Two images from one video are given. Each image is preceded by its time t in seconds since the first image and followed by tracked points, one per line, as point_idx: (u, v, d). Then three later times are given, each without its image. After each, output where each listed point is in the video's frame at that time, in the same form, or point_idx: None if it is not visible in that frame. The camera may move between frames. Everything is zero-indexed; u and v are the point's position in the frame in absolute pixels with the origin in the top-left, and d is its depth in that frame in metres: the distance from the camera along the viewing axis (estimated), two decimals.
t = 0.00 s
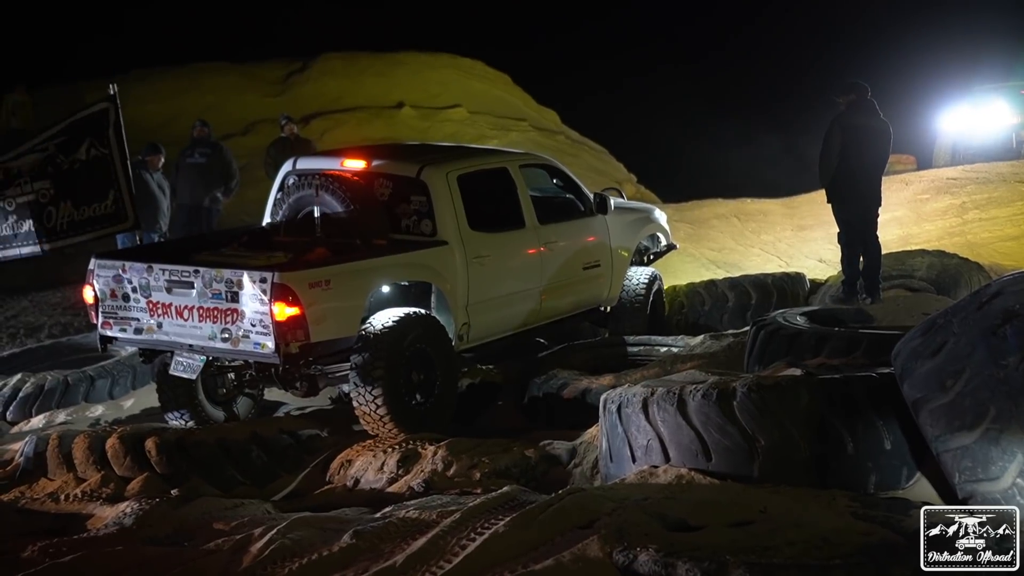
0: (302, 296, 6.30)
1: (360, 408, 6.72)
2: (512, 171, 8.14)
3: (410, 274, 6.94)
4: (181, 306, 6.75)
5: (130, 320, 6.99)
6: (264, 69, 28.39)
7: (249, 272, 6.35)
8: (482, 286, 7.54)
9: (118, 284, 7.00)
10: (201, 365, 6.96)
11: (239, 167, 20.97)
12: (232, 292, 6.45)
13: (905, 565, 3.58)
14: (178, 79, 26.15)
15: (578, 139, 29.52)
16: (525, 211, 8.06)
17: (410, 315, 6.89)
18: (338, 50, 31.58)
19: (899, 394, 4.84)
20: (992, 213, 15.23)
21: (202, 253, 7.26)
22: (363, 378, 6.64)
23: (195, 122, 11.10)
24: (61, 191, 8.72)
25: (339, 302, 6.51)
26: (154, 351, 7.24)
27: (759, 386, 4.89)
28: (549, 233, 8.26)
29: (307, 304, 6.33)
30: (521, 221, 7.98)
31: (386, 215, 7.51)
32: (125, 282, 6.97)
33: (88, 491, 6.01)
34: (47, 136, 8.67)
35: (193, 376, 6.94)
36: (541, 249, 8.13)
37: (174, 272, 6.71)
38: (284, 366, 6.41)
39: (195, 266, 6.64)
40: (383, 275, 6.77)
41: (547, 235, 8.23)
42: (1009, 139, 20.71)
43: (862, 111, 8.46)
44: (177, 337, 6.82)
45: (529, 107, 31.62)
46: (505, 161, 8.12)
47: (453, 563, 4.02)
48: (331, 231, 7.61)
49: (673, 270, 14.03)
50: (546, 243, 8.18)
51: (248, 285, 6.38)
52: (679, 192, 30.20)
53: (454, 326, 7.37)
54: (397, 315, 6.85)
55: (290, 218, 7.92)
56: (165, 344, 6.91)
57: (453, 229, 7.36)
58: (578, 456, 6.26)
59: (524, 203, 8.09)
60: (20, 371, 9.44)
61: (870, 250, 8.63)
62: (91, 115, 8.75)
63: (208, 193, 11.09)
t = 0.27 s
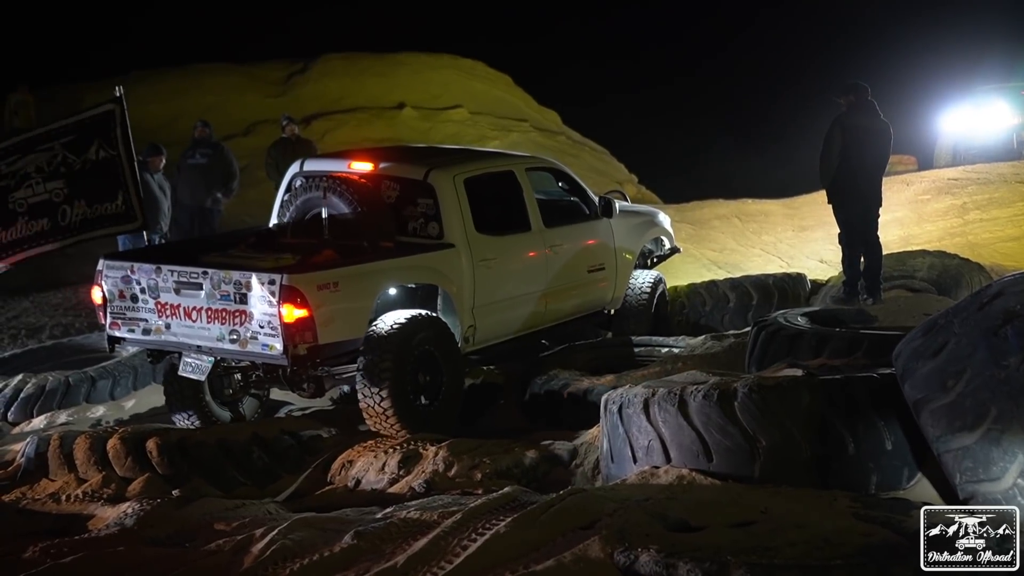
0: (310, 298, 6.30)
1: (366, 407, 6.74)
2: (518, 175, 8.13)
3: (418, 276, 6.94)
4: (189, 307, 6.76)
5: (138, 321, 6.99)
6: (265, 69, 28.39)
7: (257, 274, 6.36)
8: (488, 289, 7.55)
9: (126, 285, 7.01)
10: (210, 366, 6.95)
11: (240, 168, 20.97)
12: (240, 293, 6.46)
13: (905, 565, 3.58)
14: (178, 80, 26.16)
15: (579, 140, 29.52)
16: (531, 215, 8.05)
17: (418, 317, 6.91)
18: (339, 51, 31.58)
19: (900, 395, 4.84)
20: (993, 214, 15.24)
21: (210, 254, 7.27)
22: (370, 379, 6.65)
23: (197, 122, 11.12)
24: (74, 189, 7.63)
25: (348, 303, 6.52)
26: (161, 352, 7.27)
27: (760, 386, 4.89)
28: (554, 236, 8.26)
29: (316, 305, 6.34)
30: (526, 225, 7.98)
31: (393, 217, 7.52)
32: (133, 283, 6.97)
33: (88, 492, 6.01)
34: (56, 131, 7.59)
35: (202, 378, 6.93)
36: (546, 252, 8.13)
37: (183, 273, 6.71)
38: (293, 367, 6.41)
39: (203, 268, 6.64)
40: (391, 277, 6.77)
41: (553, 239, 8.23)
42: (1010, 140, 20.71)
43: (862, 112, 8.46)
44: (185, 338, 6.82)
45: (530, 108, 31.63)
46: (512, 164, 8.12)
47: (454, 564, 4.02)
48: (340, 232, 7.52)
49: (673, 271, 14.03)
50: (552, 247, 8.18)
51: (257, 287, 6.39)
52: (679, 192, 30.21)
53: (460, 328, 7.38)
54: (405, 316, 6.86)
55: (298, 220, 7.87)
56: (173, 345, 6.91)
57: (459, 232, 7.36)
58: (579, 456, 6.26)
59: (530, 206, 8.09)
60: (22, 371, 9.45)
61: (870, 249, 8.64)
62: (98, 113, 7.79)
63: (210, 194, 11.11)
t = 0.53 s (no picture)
0: (325, 299, 6.32)
1: (377, 407, 6.76)
2: (530, 179, 8.13)
3: (430, 279, 6.94)
4: (204, 305, 6.76)
5: (152, 318, 7.00)
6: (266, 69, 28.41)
7: (274, 274, 6.37)
8: (498, 292, 7.56)
9: (141, 281, 7.02)
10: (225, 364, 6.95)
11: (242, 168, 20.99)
12: (256, 292, 6.47)
13: (906, 566, 3.58)
14: (180, 79, 26.18)
15: (580, 140, 29.51)
16: (542, 219, 8.06)
17: (429, 319, 6.91)
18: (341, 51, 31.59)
19: (901, 396, 4.82)
20: (994, 215, 15.23)
21: (223, 253, 7.29)
22: (381, 380, 6.66)
23: (199, 122, 11.14)
24: (88, 183, 7.74)
25: (362, 304, 6.54)
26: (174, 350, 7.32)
27: (761, 387, 4.89)
28: (564, 240, 8.26)
29: (331, 306, 6.36)
30: (537, 229, 7.99)
31: (406, 219, 7.52)
32: (148, 279, 6.98)
33: (90, 492, 6.01)
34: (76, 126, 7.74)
35: (216, 376, 6.93)
36: (556, 256, 8.14)
37: (199, 271, 6.71)
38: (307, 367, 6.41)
39: (219, 266, 6.64)
40: (403, 279, 6.77)
41: (562, 243, 8.23)
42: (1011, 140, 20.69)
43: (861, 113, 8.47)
44: (199, 336, 6.83)
45: (532, 109, 31.63)
46: (523, 168, 8.11)
47: (455, 564, 4.02)
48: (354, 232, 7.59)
49: (675, 271, 14.03)
50: (561, 251, 8.19)
51: (273, 287, 6.40)
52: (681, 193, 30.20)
53: (470, 330, 7.39)
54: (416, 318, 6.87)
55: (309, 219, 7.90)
56: (187, 342, 6.92)
57: (471, 235, 7.38)
58: (580, 456, 6.26)
59: (541, 210, 8.09)
60: (23, 371, 9.45)
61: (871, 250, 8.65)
62: (118, 110, 7.83)
63: (212, 194, 11.12)
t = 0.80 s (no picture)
0: (344, 293, 6.34)
1: (387, 400, 6.82)
2: (545, 182, 8.13)
3: (445, 278, 6.96)
4: (222, 296, 6.77)
5: (169, 306, 7.02)
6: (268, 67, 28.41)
7: (294, 267, 6.37)
8: (511, 293, 7.57)
9: (160, 270, 7.03)
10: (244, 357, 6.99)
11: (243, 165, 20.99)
12: (276, 285, 6.46)
13: (906, 565, 3.56)
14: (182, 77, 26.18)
15: (582, 138, 29.50)
16: (556, 222, 8.06)
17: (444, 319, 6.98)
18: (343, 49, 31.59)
19: (902, 395, 4.82)
20: (996, 213, 15.22)
21: (241, 245, 7.29)
22: (394, 374, 6.71)
23: (203, 120, 11.15)
24: (111, 168, 8.67)
25: (381, 300, 6.56)
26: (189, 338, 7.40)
27: (762, 385, 4.89)
28: (576, 244, 8.27)
29: (350, 302, 6.37)
30: (550, 232, 8.00)
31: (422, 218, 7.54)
32: (167, 268, 6.99)
33: (91, 489, 6.01)
34: (102, 114, 8.66)
35: (237, 367, 6.97)
36: (568, 260, 8.15)
37: (219, 261, 6.71)
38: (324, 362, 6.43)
39: (239, 258, 6.64)
40: (419, 278, 6.79)
41: (575, 246, 8.24)
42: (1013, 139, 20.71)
43: (861, 110, 8.46)
44: (216, 326, 6.84)
45: (534, 107, 31.63)
46: (539, 171, 8.11)
47: (456, 561, 4.02)
48: (371, 227, 7.72)
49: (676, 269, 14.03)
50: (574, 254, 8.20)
51: (293, 280, 6.40)
52: (682, 191, 30.18)
53: (483, 331, 7.41)
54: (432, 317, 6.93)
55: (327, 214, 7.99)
56: (203, 332, 6.94)
57: (487, 237, 7.39)
58: (581, 453, 6.26)
59: (555, 214, 8.09)
60: (24, 368, 9.46)
61: (872, 248, 8.65)
62: (145, 101, 8.82)
63: (215, 191, 11.14)
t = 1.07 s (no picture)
0: (344, 289, 6.33)
1: (386, 397, 6.82)
2: (545, 179, 8.13)
3: (445, 274, 6.97)
4: (222, 292, 6.76)
5: (169, 302, 7.01)
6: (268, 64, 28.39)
7: (295, 263, 6.37)
8: (511, 290, 7.58)
9: (160, 266, 7.03)
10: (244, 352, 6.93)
11: (243, 162, 20.98)
12: (276, 281, 6.46)
13: (906, 563, 3.56)
14: (182, 74, 26.17)
15: (582, 135, 29.48)
16: (555, 219, 8.06)
17: (445, 316, 6.98)
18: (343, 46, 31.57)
19: (902, 393, 4.82)
20: (996, 210, 15.22)
21: (241, 241, 7.30)
22: (394, 371, 6.71)
23: (202, 117, 11.16)
24: (108, 166, 8.72)
25: (381, 296, 6.56)
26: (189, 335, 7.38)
27: (761, 381, 4.89)
28: (576, 241, 8.27)
29: (350, 298, 6.37)
30: (550, 229, 8.00)
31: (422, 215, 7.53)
32: (168, 264, 6.99)
33: (91, 485, 6.01)
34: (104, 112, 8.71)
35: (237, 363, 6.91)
36: (568, 257, 8.15)
37: (219, 257, 6.71)
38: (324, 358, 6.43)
39: (239, 254, 6.64)
40: (419, 274, 6.79)
41: (575, 243, 8.24)
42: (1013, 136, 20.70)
43: (860, 106, 8.45)
44: (216, 322, 6.84)
45: (534, 104, 31.62)
46: (539, 168, 8.12)
47: (454, 558, 4.02)
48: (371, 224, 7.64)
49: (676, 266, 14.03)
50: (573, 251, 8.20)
51: (293, 276, 6.39)
52: (683, 188, 30.18)
53: (482, 327, 7.41)
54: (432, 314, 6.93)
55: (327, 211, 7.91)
56: (203, 328, 6.93)
57: (487, 233, 7.39)
58: (580, 451, 6.26)
59: (555, 211, 8.09)
60: (24, 365, 9.46)
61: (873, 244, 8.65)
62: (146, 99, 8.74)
63: (216, 188, 11.14)
